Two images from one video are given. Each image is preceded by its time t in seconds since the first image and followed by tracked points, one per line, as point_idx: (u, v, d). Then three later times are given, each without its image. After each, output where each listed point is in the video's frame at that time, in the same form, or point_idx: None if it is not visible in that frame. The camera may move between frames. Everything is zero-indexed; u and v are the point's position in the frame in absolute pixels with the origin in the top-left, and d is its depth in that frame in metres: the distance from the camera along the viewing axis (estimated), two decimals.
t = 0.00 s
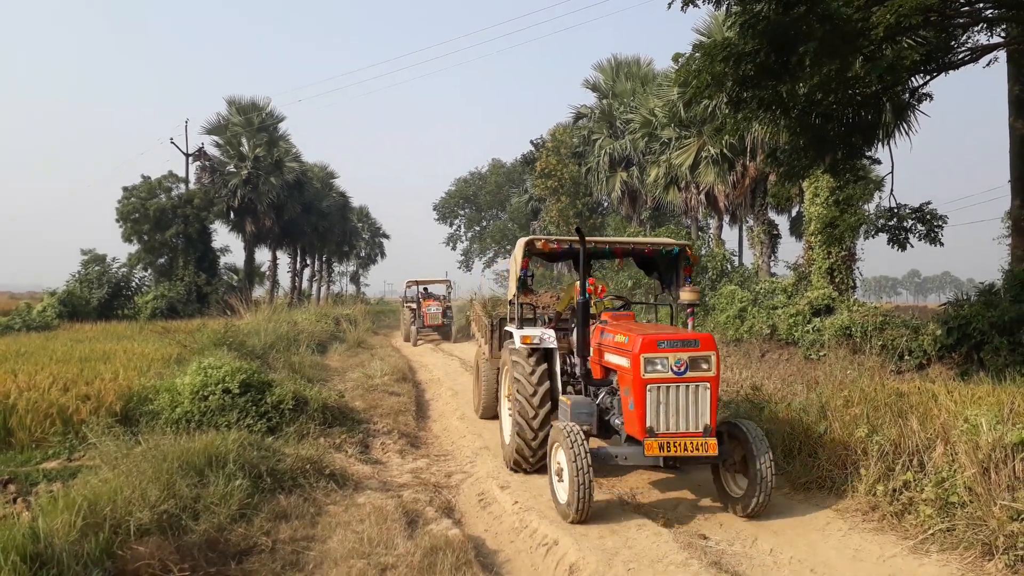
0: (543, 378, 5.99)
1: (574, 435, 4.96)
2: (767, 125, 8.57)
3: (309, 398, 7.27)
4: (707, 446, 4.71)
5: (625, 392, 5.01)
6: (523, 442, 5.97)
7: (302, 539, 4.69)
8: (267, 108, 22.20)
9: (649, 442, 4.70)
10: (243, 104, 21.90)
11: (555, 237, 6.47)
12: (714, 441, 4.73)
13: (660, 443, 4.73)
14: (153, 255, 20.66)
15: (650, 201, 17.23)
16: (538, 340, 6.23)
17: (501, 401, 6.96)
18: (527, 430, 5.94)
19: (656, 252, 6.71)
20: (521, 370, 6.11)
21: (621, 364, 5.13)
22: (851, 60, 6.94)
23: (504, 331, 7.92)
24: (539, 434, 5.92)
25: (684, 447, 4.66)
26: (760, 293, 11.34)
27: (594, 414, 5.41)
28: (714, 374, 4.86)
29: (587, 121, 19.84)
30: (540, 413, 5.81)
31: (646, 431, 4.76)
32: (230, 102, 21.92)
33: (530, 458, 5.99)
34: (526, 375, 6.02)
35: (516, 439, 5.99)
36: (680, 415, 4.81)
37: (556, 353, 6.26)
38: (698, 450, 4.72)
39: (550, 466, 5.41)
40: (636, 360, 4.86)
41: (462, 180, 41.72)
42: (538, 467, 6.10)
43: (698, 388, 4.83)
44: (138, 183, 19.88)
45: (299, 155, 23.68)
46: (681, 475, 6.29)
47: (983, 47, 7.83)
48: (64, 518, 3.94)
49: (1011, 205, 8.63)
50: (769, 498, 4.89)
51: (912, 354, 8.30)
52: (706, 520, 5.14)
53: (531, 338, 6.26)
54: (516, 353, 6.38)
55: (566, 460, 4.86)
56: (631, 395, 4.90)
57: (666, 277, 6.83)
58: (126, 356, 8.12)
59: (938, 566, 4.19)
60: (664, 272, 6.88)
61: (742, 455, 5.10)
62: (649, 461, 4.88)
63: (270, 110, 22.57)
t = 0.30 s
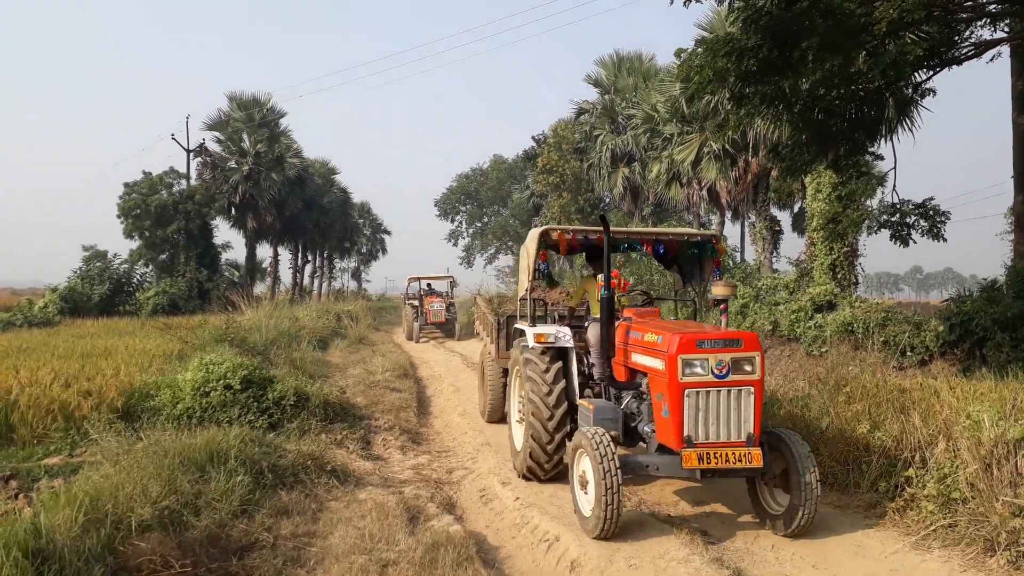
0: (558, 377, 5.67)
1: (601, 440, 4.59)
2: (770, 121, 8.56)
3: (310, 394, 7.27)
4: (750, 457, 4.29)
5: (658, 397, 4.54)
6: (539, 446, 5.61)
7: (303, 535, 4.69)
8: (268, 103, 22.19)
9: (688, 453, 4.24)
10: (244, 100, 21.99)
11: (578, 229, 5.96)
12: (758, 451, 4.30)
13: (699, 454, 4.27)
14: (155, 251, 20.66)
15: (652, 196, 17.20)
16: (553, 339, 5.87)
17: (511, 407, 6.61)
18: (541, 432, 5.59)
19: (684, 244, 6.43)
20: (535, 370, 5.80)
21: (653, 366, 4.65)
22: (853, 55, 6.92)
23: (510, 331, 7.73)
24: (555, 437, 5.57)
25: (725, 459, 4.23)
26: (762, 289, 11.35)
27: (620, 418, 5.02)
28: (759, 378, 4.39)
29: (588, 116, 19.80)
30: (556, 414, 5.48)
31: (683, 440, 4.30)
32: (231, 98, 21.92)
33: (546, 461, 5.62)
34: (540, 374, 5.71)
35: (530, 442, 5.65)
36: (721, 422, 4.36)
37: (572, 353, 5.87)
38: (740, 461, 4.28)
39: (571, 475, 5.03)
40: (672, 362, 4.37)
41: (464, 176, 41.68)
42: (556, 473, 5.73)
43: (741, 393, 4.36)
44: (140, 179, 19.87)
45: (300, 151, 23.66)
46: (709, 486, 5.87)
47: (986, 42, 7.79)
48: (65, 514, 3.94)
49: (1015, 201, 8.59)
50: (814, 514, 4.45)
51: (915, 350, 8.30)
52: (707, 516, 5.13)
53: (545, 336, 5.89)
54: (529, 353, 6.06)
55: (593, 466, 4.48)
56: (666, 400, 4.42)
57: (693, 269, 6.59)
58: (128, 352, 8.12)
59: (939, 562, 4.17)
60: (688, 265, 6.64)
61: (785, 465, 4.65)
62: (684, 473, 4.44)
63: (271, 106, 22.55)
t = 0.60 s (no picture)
0: (574, 379, 5.24)
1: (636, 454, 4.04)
2: (769, 119, 8.57)
3: (310, 392, 7.28)
4: (804, 477, 3.72)
5: (699, 410, 3.94)
6: (554, 455, 5.18)
7: (303, 533, 4.70)
8: (267, 101, 22.16)
9: (736, 475, 3.67)
10: (243, 98, 21.90)
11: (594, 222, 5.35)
12: (814, 470, 3.73)
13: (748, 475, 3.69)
14: (154, 249, 20.64)
15: (651, 194, 17.20)
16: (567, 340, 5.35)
17: (518, 416, 6.11)
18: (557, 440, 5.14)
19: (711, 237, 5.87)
20: (547, 372, 5.36)
21: (691, 375, 4.04)
22: (852, 53, 6.92)
23: (513, 332, 7.54)
24: (572, 445, 5.15)
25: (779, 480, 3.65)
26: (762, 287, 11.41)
27: (650, 431, 4.41)
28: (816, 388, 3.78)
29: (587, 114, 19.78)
30: (573, 418, 5.04)
31: (730, 460, 3.71)
32: (229, 96, 21.88)
33: (561, 471, 5.20)
34: (554, 377, 5.28)
35: (545, 451, 5.20)
36: (772, 439, 3.76)
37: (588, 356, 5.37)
38: (794, 482, 3.71)
39: (600, 497, 4.46)
40: (717, 372, 3.76)
41: (463, 174, 41.67)
42: (572, 482, 5.31)
43: (794, 405, 3.76)
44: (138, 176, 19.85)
45: (299, 149, 23.64)
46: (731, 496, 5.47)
47: (985, 40, 7.80)
48: (66, 512, 3.95)
49: (1014, 198, 8.59)
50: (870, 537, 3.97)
51: (914, 348, 8.32)
52: (706, 513, 5.13)
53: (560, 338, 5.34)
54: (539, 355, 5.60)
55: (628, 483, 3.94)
56: (709, 414, 3.82)
57: (716, 265, 5.97)
58: (128, 351, 8.12)
59: (937, 559, 4.16)
60: (710, 260, 6.04)
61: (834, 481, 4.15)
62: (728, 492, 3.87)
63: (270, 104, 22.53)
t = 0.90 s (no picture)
0: (594, 375, 4.85)
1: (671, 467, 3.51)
2: (769, 114, 8.54)
3: (309, 385, 7.28)
4: (870, 495, 3.21)
5: (749, 419, 3.42)
6: (574, 458, 4.67)
7: (302, 526, 4.71)
8: (267, 95, 22.15)
9: (794, 493, 3.17)
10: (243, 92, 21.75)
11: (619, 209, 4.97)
12: (880, 488, 3.22)
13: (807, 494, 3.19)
14: (154, 243, 20.65)
15: (651, 190, 17.20)
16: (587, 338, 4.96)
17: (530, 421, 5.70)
18: (577, 441, 4.66)
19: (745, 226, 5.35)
20: (564, 369, 4.95)
21: (740, 380, 3.51)
22: (853, 49, 6.92)
23: (524, 327, 7.08)
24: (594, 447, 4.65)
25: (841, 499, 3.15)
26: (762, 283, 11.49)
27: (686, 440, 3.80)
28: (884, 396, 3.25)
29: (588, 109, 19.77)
30: (593, 418, 4.65)
31: (787, 476, 3.21)
32: (229, 90, 21.85)
33: (582, 477, 4.68)
34: (572, 372, 4.88)
35: (563, 454, 4.71)
36: (833, 453, 3.24)
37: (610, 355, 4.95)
38: (859, 501, 3.21)
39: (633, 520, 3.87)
40: (773, 377, 3.24)
41: (463, 170, 41.65)
42: (594, 490, 4.77)
43: (859, 415, 3.25)
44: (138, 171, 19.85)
45: (299, 144, 23.62)
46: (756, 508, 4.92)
47: (986, 36, 7.79)
48: (64, 504, 3.94)
49: (1014, 195, 8.58)
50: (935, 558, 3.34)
51: (912, 344, 8.35)
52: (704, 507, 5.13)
53: (579, 336, 4.94)
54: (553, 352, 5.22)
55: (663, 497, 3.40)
56: (763, 424, 3.31)
57: (747, 257, 5.47)
58: (127, 344, 8.12)
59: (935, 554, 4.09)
60: (742, 253, 5.54)
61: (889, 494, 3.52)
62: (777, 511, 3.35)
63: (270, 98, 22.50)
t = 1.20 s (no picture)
0: (622, 367, 4.42)
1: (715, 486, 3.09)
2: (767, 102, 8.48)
3: (308, 374, 7.30)
4: (953, 523, 2.76)
5: (811, 429, 3.01)
6: (600, 456, 4.25)
7: (302, 513, 4.72)
8: (263, 84, 22.08)
9: (865, 518, 2.74)
10: (239, 80, 21.76)
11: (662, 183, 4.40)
12: (965, 515, 2.76)
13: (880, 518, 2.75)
14: (151, 232, 20.60)
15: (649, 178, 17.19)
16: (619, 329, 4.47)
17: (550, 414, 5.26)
18: (604, 438, 4.22)
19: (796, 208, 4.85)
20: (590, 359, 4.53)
21: (801, 384, 3.10)
22: (852, 35, 7.07)
23: (539, 317, 6.54)
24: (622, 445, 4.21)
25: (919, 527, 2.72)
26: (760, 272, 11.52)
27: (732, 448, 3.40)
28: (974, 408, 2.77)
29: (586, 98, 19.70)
30: (622, 414, 4.21)
31: (857, 497, 2.79)
32: (225, 78, 21.74)
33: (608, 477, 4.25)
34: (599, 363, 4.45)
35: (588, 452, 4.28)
36: (910, 473, 2.79)
37: (643, 348, 4.49)
38: (939, 529, 2.76)
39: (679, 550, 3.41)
40: (844, 384, 2.80)
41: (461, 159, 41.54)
42: (620, 493, 4.33)
43: (943, 431, 2.77)
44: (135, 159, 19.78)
45: (296, 133, 23.52)
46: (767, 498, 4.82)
47: (985, 24, 7.77)
48: (64, 492, 3.95)
49: (1011, 183, 8.57)
50: None
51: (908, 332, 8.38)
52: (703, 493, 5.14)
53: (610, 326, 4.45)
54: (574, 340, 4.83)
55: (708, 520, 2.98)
56: (829, 436, 2.90)
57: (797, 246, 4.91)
58: (126, 333, 8.11)
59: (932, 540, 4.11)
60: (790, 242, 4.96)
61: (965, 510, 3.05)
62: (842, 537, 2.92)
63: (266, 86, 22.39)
